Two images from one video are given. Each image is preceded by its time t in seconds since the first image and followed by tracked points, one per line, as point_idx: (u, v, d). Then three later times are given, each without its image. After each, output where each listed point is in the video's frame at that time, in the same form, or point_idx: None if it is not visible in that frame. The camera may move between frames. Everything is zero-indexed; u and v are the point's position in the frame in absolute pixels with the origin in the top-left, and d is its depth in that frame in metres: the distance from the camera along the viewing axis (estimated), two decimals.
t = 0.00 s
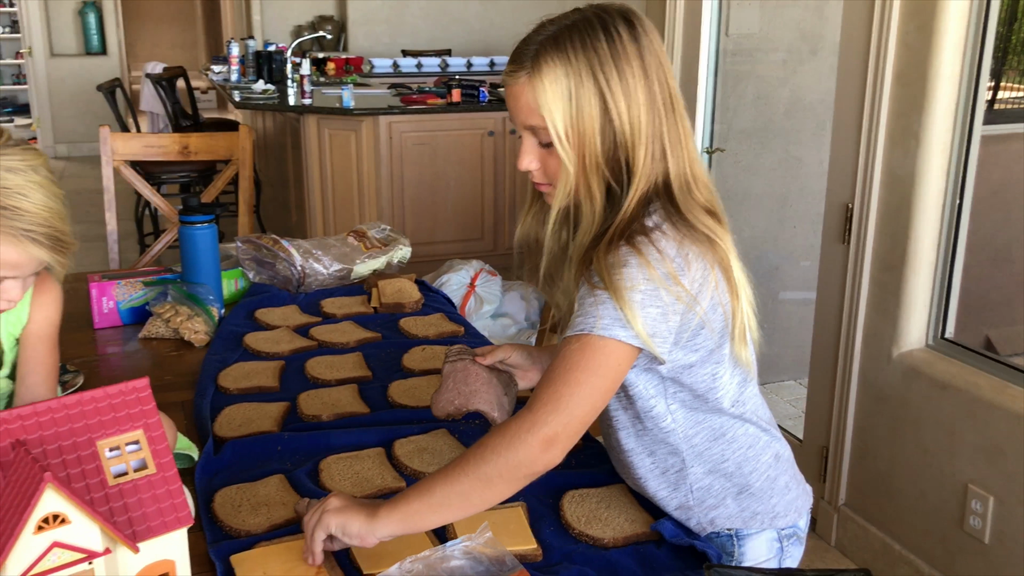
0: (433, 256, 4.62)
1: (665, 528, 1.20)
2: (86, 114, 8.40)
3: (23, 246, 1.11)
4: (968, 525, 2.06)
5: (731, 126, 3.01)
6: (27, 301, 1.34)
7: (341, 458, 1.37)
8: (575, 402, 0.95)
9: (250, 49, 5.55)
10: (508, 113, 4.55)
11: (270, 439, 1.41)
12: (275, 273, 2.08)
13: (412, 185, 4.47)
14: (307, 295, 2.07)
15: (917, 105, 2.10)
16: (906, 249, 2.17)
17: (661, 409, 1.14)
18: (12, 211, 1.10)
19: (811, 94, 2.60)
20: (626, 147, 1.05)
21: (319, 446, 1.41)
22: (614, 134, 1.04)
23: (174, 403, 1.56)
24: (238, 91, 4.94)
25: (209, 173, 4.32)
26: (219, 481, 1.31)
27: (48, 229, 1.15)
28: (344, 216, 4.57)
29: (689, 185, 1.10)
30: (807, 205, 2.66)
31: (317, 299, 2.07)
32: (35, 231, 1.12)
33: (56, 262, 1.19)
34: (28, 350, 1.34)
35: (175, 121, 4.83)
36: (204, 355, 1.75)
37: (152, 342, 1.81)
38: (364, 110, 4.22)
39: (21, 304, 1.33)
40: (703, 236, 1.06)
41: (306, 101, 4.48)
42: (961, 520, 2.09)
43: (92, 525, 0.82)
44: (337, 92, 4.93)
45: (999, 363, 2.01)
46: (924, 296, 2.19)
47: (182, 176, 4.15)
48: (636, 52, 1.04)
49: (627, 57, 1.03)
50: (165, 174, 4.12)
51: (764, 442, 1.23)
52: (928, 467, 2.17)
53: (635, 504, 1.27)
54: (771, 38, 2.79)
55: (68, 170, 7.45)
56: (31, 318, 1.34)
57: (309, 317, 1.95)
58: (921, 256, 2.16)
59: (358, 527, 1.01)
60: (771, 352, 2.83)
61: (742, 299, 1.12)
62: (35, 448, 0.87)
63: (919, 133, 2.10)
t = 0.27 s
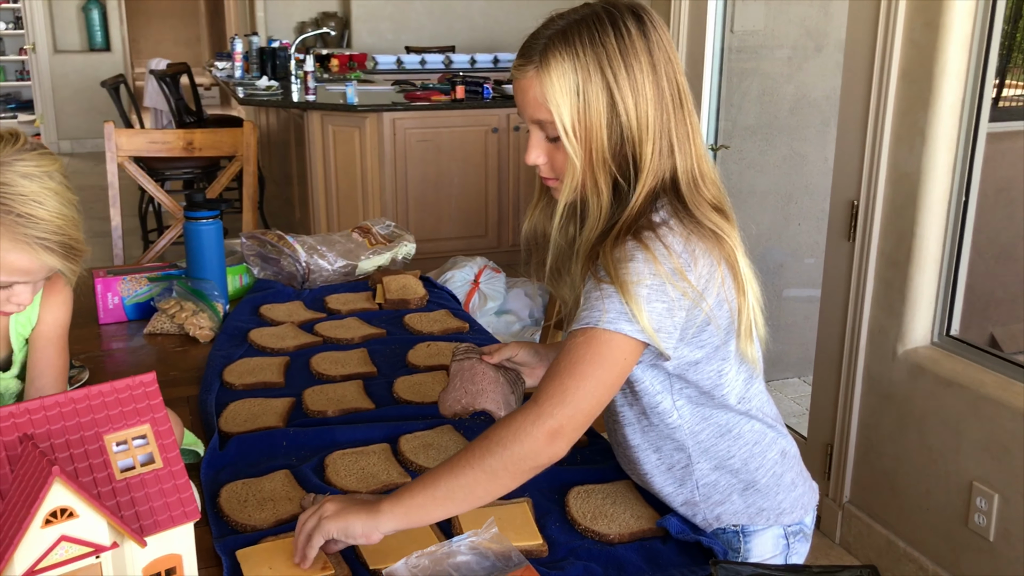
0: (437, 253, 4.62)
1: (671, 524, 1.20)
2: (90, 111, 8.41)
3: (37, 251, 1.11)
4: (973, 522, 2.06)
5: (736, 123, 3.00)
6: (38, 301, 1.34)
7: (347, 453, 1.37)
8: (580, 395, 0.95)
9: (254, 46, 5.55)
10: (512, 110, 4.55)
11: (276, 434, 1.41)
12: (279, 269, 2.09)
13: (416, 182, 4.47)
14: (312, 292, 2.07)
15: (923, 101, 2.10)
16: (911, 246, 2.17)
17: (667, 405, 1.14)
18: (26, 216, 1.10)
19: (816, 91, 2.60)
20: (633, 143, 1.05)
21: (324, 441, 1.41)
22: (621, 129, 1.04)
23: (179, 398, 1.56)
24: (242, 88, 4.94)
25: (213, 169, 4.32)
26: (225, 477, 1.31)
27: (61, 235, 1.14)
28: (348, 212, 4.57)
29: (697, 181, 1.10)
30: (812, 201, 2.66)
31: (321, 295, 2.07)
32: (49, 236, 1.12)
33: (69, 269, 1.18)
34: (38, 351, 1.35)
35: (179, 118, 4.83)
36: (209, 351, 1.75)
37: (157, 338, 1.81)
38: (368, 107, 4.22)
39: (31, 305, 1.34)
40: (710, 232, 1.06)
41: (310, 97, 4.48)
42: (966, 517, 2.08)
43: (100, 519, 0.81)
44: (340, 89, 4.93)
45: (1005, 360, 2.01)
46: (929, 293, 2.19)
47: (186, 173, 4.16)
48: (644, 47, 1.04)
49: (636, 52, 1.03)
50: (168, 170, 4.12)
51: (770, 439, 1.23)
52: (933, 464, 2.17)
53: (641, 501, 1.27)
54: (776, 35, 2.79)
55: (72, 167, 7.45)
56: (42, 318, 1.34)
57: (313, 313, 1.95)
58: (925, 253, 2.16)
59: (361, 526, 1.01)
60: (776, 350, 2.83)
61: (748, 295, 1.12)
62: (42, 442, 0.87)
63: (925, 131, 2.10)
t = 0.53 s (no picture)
0: (438, 251, 4.63)
1: (672, 523, 1.20)
2: (91, 109, 8.41)
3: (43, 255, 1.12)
4: (973, 521, 2.06)
5: (738, 121, 3.00)
6: (41, 301, 1.34)
7: (348, 452, 1.38)
8: (574, 393, 0.95)
9: (256, 44, 5.55)
10: (513, 108, 4.55)
11: (278, 432, 1.41)
12: (281, 267, 2.09)
13: (417, 180, 4.47)
14: (313, 290, 2.07)
15: (924, 100, 2.10)
16: (912, 244, 2.17)
17: (667, 404, 1.15)
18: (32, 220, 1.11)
19: (817, 90, 2.60)
20: (633, 142, 1.05)
21: (326, 440, 1.42)
22: (622, 128, 1.04)
23: (181, 396, 1.56)
24: (243, 86, 4.94)
25: (214, 167, 4.33)
26: (226, 475, 1.31)
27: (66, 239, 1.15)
28: (349, 211, 4.57)
29: (698, 180, 1.10)
30: (812, 200, 2.66)
31: (322, 293, 2.07)
32: (54, 240, 1.13)
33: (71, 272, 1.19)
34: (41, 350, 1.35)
35: (180, 116, 4.83)
36: (210, 349, 1.75)
37: (158, 336, 1.82)
38: (370, 105, 4.22)
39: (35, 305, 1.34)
40: (710, 232, 1.06)
41: (311, 95, 4.48)
42: (966, 516, 2.09)
43: (102, 517, 0.82)
44: (342, 87, 4.93)
45: (1006, 359, 2.01)
46: (930, 292, 2.19)
47: (187, 171, 4.16)
48: (645, 47, 1.04)
49: (637, 51, 1.03)
50: (170, 168, 4.13)
51: (770, 438, 1.23)
52: (934, 463, 2.17)
53: (642, 499, 1.27)
54: (777, 33, 2.79)
55: (73, 165, 7.46)
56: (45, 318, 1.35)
57: (314, 311, 1.96)
58: (926, 252, 2.16)
59: (356, 516, 1.02)
60: (777, 348, 2.83)
61: (749, 295, 1.12)
62: (45, 440, 0.87)
63: (926, 129, 2.10)
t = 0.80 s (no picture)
0: (437, 250, 4.63)
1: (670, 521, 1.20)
2: (89, 109, 8.40)
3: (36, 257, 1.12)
4: (972, 519, 2.06)
5: (736, 120, 3.00)
6: (39, 302, 1.34)
7: (346, 451, 1.38)
8: (583, 394, 0.95)
9: (254, 44, 5.55)
10: (512, 107, 4.55)
11: (275, 432, 1.41)
12: (279, 267, 2.10)
13: (416, 179, 4.47)
14: (312, 290, 2.07)
15: (922, 98, 2.10)
16: (910, 243, 2.17)
17: (667, 403, 1.15)
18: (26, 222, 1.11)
19: (815, 88, 2.60)
20: (633, 141, 1.05)
21: (323, 439, 1.41)
22: (621, 126, 1.04)
23: (178, 396, 1.56)
24: (242, 86, 4.94)
25: (213, 167, 4.33)
26: (224, 475, 1.31)
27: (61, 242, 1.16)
28: (348, 210, 4.57)
29: (698, 178, 1.10)
30: (811, 199, 2.66)
31: (321, 293, 2.07)
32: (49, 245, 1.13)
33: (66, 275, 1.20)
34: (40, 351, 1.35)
35: (179, 116, 4.83)
36: (208, 348, 1.75)
37: (156, 336, 1.81)
38: (368, 104, 4.22)
39: (33, 306, 1.34)
40: (711, 231, 1.06)
41: (309, 95, 4.48)
42: (965, 514, 2.09)
43: (98, 517, 0.81)
44: (340, 87, 4.93)
45: (1004, 357, 2.01)
46: (929, 290, 2.18)
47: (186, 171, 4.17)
48: (643, 45, 1.04)
49: (634, 49, 1.03)
50: (168, 168, 4.13)
51: (770, 437, 1.23)
52: (933, 461, 2.17)
53: (640, 498, 1.27)
54: (775, 32, 2.79)
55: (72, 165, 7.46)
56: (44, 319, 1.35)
57: (312, 311, 1.96)
58: (925, 250, 2.16)
59: (364, 514, 1.02)
60: (776, 347, 2.82)
61: (749, 294, 1.12)
62: (41, 440, 0.87)
63: (924, 128, 2.10)
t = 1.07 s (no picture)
0: (434, 249, 4.62)
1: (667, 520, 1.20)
2: (86, 109, 8.39)
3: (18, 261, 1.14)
4: (968, 517, 2.07)
5: (733, 119, 3.00)
6: (34, 303, 1.34)
7: (343, 450, 1.37)
8: (582, 393, 0.95)
9: (251, 43, 5.54)
10: (509, 107, 4.55)
11: (272, 431, 1.41)
12: (275, 266, 2.09)
13: (413, 178, 4.47)
14: (308, 289, 2.07)
15: (919, 97, 2.10)
16: (907, 242, 2.17)
17: (665, 401, 1.15)
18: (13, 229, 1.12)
19: (812, 87, 2.60)
20: (631, 138, 1.05)
21: (320, 439, 1.41)
22: (619, 124, 1.04)
23: (175, 396, 1.56)
24: (238, 85, 4.94)
25: (209, 166, 4.32)
26: (221, 474, 1.31)
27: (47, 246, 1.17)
28: (345, 209, 4.56)
29: (697, 176, 1.10)
30: (808, 198, 2.66)
31: (317, 292, 2.07)
32: (33, 248, 1.15)
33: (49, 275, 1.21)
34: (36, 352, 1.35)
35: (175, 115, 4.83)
36: (205, 348, 1.75)
37: (152, 335, 1.81)
38: (365, 104, 4.22)
39: (29, 307, 1.33)
40: (709, 229, 1.06)
41: (306, 94, 4.48)
42: (961, 513, 2.09)
43: (94, 516, 0.81)
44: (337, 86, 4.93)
45: (1001, 356, 2.01)
46: (925, 289, 2.19)
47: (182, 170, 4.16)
48: (641, 42, 1.03)
49: (633, 46, 1.03)
50: (165, 167, 4.13)
51: (767, 436, 1.23)
52: (929, 460, 2.17)
53: (637, 497, 1.27)
54: (772, 31, 2.79)
55: (68, 164, 7.44)
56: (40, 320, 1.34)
57: (309, 310, 1.95)
58: (922, 249, 2.16)
59: (365, 512, 1.02)
60: (773, 346, 2.83)
61: (747, 292, 1.12)
62: (37, 440, 0.87)
63: (921, 127, 2.10)
